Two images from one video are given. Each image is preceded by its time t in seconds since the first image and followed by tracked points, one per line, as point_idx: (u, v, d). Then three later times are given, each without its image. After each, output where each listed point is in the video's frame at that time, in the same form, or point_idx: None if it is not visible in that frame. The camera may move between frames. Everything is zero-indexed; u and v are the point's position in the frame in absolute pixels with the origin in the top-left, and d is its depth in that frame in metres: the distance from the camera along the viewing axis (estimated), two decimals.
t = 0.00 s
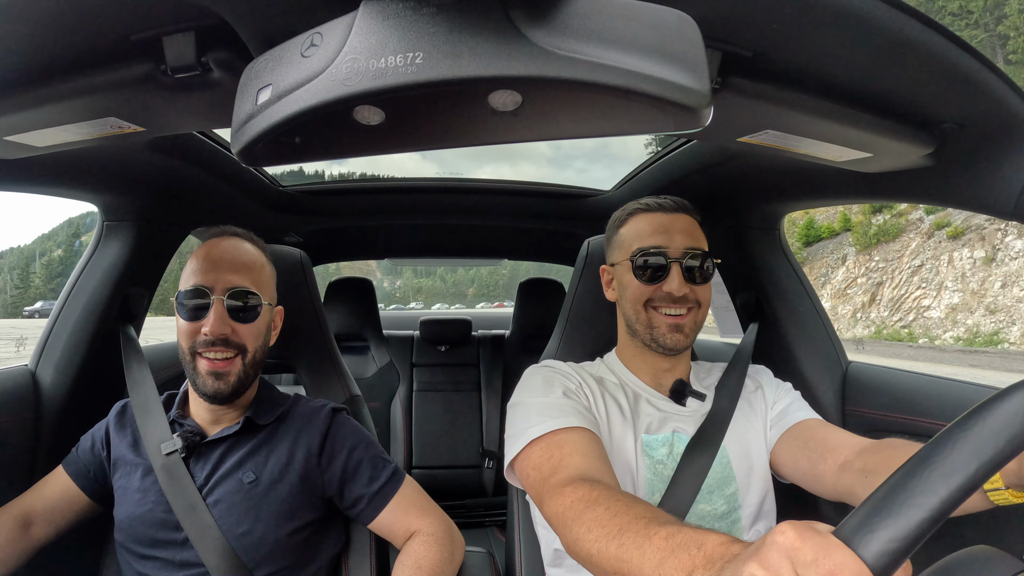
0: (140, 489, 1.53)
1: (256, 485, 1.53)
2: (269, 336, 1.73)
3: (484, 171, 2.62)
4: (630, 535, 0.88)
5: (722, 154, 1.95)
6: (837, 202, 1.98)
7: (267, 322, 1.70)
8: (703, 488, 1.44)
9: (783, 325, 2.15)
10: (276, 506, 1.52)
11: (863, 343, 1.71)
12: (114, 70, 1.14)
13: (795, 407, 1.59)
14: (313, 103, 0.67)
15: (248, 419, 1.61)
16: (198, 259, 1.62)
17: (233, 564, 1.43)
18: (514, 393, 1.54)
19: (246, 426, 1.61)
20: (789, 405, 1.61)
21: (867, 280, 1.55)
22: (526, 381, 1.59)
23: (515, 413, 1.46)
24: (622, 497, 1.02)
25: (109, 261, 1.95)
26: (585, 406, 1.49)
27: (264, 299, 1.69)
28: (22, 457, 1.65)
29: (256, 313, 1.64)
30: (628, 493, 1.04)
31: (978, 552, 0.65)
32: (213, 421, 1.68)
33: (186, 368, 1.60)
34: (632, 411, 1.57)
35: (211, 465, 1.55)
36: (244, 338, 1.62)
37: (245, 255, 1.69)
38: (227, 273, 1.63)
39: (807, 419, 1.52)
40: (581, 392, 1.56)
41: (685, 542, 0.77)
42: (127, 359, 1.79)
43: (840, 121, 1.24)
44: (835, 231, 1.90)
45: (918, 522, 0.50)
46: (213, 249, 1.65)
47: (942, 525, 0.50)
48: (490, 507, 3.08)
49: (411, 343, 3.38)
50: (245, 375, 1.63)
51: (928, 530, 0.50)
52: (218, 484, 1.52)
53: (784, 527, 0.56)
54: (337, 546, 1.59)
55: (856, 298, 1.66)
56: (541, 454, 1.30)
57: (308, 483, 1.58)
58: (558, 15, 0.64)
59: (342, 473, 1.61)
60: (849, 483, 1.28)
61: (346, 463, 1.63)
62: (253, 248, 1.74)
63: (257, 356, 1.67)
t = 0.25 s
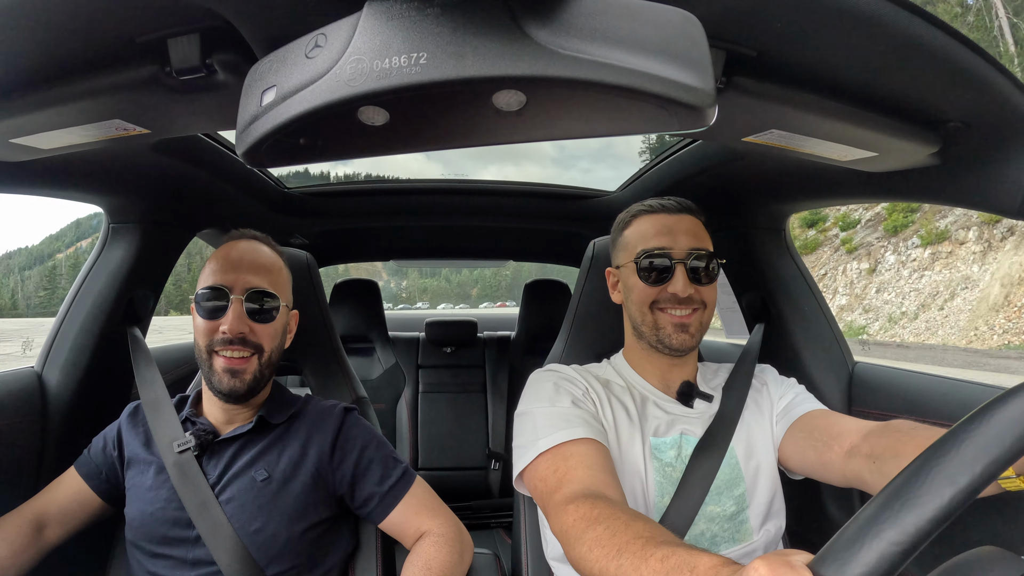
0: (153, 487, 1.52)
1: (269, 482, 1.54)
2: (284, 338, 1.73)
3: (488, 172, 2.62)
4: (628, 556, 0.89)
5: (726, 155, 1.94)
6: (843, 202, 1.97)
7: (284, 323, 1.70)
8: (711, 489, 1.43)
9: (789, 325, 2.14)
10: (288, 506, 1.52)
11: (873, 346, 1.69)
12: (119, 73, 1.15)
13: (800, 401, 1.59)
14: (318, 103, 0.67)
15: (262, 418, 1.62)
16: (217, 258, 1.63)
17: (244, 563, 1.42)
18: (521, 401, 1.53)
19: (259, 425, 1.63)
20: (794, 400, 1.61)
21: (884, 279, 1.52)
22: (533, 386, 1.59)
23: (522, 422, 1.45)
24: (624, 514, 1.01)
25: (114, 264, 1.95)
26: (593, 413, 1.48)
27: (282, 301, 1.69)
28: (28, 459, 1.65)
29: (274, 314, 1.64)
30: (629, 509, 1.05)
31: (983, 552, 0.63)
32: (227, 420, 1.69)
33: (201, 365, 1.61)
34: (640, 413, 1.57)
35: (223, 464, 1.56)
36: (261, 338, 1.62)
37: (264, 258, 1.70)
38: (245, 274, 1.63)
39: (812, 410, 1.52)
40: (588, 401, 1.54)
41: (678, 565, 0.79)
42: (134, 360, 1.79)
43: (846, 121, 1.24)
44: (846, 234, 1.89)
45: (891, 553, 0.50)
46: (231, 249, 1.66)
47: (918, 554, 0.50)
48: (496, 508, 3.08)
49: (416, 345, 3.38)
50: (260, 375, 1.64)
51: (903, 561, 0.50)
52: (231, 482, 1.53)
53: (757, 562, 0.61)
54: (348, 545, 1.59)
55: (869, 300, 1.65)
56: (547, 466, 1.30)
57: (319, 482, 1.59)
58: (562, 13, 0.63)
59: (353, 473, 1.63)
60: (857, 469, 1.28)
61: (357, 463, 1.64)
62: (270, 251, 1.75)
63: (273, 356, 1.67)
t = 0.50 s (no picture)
0: (160, 484, 1.53)
1: (277, 482, 1.54)
2: (295, 340, 1.73)
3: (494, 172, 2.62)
4: (642, 544, 0.88)
5: (734, 154, 1.94)
6: (851, 201, 1.96)
7: (295, 325, 1.71)
8: (721, 490, 1.43)
9: (798, 325, 2.14)
10: (298, 505, 1.53)
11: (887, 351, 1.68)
12: (128, 74, 1.16)
13: (809, 405, 1.58)
14: (326, 104, 0.68)
15: (271, 418, 1.62)
16: (228, 260, 1.64)
17: (253, 562, 1.43)
18: (529, 399, 1.54)
19: (269, 425, 1.62)
20: (803, 403, 1.60)
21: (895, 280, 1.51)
22: (542, 383, 1.60)
23: (531, 420, 1.45)
24: (636, 505, 1.02)
25: (123, 263, 1.97)
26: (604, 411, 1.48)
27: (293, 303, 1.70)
28: (37, 458, 1.66)
29: (285, 317, 1.64)
30: (642, 501, 1.04)
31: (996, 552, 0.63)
32: (236, 419, 1.70)
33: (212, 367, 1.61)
34: (650, 413, 1.57)
35: (232, 462, 1.56)
36: (273, 341, 1.63)
37: (275, 260, 1.71)
38: (257, 276, 1.64)
39: (822, 416, 1.51)
40: (599, 398, 1.55)
41: (697, 551, 0.78)
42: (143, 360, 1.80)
43: (855, 120, 1.23)
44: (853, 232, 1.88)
45: (921, 534, 0.50)
46: (243, 251, 1.67)
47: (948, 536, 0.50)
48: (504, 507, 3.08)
49: (423, 344, 3.39)
50: (272, 378, 1.64)
51: (933, 543, 0.49)
52: (240, 481, 1.53)
53: (787, 542, 0.58)
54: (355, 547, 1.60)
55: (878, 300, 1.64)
56: (558, 459, 1.30)
57: (329, 483, 1.59)
58: (570, 14, 0.64)
59: (362, 473, 1.63)
60: (865, 478, 1.27)
61: (366, 464, 1.64)
62: (282, 252, 1.76)
63: (284, 359, 1.68)
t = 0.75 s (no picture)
0: (158, 493, 1.54)
1: (275, 489, 1.53)
2: (290, 343, 1.74)
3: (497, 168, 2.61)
4: (654, 512, 0.87)
5: (737, 146, 1.93)
6: (856, 193, 1.95)
7: (288, 332, 1.71)
8: (721, 478, 1.43)
9: (802, 317, 2.14)
10: (296, 511, 1.53)
11: (901, 346, 1.67)
12: (129, 75, 1.16)
13: (811, 393, 1.58)
14: (328, 103, 0.68)
15: (269, 423, 1.61)
16: (218, 266, 1.63)
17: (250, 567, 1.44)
18: (539, 376, 1.56)
19: (266, 431, 1.61)
20: (805, 390, 1.60)
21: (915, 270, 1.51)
22: (552, 365, 1.61)
23: (538, 396, 1.47)
24: (649, 471, 1.01)
25: (128, 264, 1.97)
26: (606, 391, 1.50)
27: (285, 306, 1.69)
28: (44, 458, 1.67)
29: (279, 322, 1.64)
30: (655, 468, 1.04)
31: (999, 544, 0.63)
32: (234, 423, 1.69)
33: (206, 377, 1.62)
34: (652, 403, 1.57)
35: (228, 471, 1.56)
36: (266, 350, 1.63)
37: (266, 261, 1.70)
38: (247, 283, 1.63)
39: (824, 402, 1.51)
40: (605, 379, 1.58)
41: (712, 529, 0.75)
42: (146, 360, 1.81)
43: (857, 111, 1.23)
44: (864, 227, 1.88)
45: (949, 509, 0.50)
46: (232, 256, 1.66)
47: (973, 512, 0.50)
48: (511, 502, 3.09)
49: (428, 339, 3.39)
50: (267, 386, 1.65)
51: (960, 518, 0.49)
52: (238, 488, 1.53)
53: (813, 514, 0.55)
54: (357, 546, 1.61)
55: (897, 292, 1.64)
56: (567, 423, 1.30)
57: (329, 486, 1.59)
58: (571, 10, 0.63)
59: (363, 478, 1.62)
60: (867, 467, 1.26)
61: (366, 469, 1.63)
62: (274, 252, 1.75)
63: (278, 366, 1.68)
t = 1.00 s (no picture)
0: (159, 496, 1.54)
1: (276, 491, 1.53)
2: (280, 340, 1.74)
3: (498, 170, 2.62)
4: (668, 498, 0.87)
5: (739, 150, 1.93)
6: (857, 196, 1.95)
7: (278, 325, 1.71)
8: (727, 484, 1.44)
9: (803, 321, 2.13)
10: (297, 510, 1.53)
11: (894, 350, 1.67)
12: (132, 75, 1.16)
13: (815, 402, 1.58)
14: (330, 104, 0.68)
15: (266, 423, 1.61)
16: (205, 264, 1.63)
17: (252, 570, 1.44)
18: (541, 379, 1.56)
19: (263, 431, 1.61)
20: (808, 401, 1.59)
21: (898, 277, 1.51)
22: (554, 368, 1.61)
23: (542, 396, 1.47)
24: (660, 461, 1.02)
25: (129, 264, 1.98)
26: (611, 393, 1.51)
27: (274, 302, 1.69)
28: (44, 458, 1.67)
29: (267, 317, 1.65)
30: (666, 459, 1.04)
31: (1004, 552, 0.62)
32: (230, 422, 1.70)
33: (199, 377, 1.61)
34: (657, 407, 1.57)
35: (229, 471, 1.56)
36: (256, 345, 1.63)
37: (253, 258, 1.69)
38: (234, 279, 1.63)
39: (827, 414, 1.51)
40: (611, 384, 1.58)
41: (729, 513, 0.74)
42: (147, 361, 1.81)
43: (859, 115, 1.23)
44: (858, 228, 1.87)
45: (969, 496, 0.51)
46: (219, 255, 1.65)
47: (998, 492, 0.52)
48: (511, 505, 3.09)
49: (428, 341, 3.39)
50: (261, 383, 1.65)
51: (985, 497, 0.51)
52: (238, 489, 1.53)
53: (845, 486, 0.51)
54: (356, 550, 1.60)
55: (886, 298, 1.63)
56: (574, 420, 1.30)
57: (329, 487, 1.59)
58: (573, 12, 0.63)
59: (364, 478, 1.62)
60: (868, 479, 1.25)
61: (367, 470, 1.63)
62: (260, 249, 1.75)
63: (270, 362, 1.68)
